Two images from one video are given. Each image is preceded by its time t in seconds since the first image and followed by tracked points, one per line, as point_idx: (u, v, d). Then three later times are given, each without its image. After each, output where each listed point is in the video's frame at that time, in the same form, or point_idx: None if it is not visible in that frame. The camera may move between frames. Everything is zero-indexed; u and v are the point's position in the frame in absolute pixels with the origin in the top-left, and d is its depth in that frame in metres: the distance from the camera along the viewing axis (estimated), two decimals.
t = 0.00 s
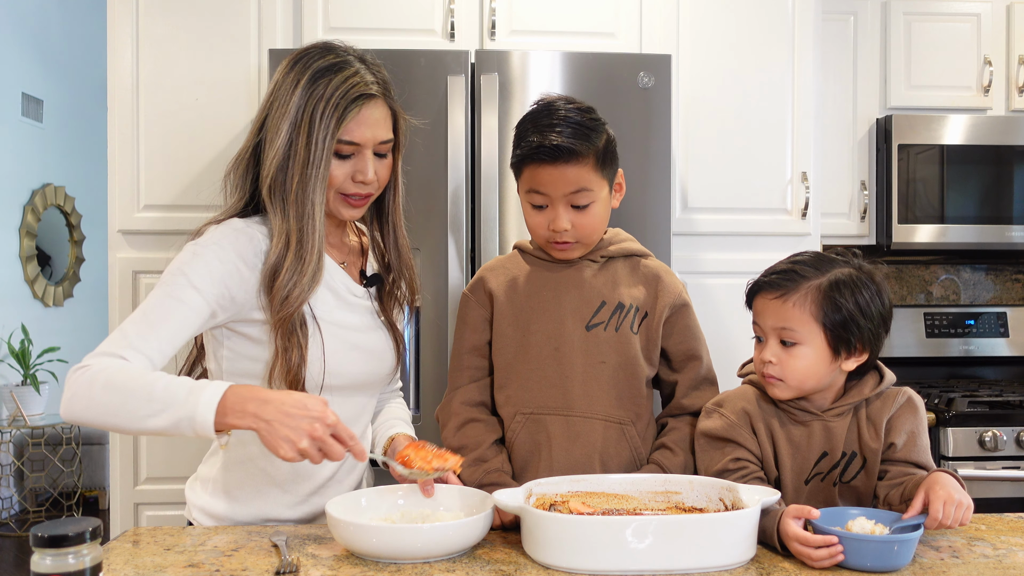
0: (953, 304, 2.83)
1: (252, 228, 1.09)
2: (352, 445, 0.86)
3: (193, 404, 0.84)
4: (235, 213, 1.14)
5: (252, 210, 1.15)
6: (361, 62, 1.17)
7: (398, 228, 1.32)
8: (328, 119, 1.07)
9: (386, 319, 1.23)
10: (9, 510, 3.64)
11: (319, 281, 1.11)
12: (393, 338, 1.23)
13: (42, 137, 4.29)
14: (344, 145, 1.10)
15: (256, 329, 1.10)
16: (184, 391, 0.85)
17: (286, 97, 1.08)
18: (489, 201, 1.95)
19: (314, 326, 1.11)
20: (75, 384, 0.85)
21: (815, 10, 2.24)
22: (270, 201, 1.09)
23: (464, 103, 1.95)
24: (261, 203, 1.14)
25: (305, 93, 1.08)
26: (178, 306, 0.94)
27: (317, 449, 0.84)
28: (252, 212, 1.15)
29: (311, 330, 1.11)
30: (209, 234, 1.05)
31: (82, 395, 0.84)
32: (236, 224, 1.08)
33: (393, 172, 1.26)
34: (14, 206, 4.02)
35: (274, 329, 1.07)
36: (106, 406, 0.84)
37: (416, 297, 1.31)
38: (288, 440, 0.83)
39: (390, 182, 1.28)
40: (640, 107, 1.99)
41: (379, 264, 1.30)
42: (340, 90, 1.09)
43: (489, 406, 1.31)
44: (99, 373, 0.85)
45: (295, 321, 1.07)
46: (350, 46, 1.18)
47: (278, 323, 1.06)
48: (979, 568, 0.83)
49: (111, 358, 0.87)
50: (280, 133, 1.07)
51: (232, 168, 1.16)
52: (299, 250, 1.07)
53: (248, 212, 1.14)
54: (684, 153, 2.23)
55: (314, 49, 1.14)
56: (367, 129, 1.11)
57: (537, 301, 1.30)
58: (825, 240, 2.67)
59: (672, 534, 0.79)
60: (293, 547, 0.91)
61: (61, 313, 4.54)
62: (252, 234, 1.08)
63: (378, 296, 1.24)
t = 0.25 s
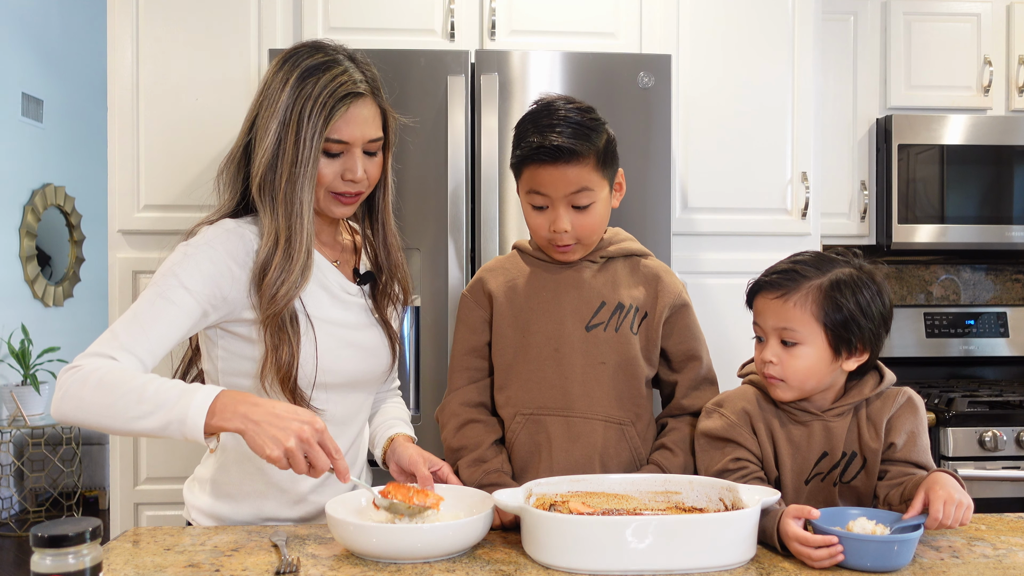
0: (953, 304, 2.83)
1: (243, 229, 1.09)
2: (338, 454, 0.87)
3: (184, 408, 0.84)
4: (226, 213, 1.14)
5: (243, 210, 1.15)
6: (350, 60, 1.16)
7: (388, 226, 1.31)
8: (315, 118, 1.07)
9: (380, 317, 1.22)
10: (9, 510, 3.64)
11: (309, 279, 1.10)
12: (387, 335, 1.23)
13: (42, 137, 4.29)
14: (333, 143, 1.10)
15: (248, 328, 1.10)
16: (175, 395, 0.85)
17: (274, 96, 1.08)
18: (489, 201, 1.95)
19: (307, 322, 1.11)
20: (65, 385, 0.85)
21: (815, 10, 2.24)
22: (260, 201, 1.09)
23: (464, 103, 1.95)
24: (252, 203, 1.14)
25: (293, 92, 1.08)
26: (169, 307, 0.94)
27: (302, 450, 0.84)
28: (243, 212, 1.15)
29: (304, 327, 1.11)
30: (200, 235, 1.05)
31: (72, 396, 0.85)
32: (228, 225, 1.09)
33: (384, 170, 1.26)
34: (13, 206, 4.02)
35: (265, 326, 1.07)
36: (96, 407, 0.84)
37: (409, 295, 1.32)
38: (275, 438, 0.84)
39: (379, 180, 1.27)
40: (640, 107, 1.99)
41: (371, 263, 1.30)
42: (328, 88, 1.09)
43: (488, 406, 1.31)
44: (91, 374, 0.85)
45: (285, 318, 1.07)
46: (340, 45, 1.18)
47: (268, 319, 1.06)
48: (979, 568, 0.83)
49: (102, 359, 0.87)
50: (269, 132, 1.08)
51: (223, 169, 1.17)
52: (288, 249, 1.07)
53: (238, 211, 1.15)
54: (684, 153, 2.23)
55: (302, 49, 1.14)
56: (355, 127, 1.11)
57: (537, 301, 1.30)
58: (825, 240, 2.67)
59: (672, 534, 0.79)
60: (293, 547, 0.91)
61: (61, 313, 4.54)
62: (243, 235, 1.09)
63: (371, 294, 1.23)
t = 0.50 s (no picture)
0: (953, 304, 2.83)
1: (240, 229, 1.09)
2: (348, 432, 0.87)
3: (193, 402, 0.86)
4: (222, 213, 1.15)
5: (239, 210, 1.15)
6: (344, 59, 1.16)
7: (384, 227, 1.31)
8: (310, 118, 1.07)
9: (378, 315, 1.22)
10: (8, 510, 3.64)
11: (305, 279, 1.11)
12: (386, 334, 1.22)
13: (42, 137, 4.29)
14: (328, 143, 1.11)
15: (244, 328, 1.10)
16: (183, 390, 0.87)
17: (269, 96, 1.08)
18: (488, 201, 1.94)
19: (304, 322, 1.11)
20: (68, 385, 0.86)
21: (815, 10, 2.24)
22: (255, 201, 1.09)
23: (464, 103, 1.95)
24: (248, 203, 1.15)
25: (287, 92, 1.08)
26: (166, 308, 0.95)
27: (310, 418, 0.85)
28: (239, 213, 1.15)
29: (300, 326, 1.11)
30: (196, 236, 1.05)
31: (74, 396, 0.86)
32: (225, 225, 1.09)
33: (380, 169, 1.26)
34: (13, 206, 4.02)
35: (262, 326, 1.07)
36: (101, 405, 0.85)
37: (406, 294, 1.32)
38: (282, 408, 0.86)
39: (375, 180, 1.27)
40: (640, 107, 1.99)
41: (367, 262, 1.30)
42: (323, 88, 1.08)
43: (489, 406, 1.31)
44: (94, 373, 0.86)
45: (281, 317, 1.07)
46: (333, 44, 1.18)
47: (264, 318, 1.06)
48: (979, 569, 0.83)
49: (105, 360, 0.88)
50: (264, 132, 1.08)
51: (218, 169, 1.17)
52: (284, 249, 1.08)
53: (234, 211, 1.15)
54: (684, 153, 2.23)
55: (296, 48, 1.14)
56: (350, 127, 1.11)
57: (537, 302, 1.30)
58: (825, 240, 2.67)
59: (672, 534, 0.79)
60: (293, 547, 0.91)
61: (61, 313, 4.54)
62: (240, 235, 1.08)
63: (369, 293, 1.23)
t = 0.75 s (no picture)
0: (953, 304, 2.83)
1: (239, 230, 1.09)
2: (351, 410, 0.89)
3: (194, 401, 0.87)
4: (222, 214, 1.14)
5: (239, 211, 1.15)
6: (342, 58, 1.16)
7: (383, 225, 1.31)
8: (310, 117, 1.07)
9: (378, 315, 1.22)
10: (8, 510, 3.64)
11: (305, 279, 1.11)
12: (385, 333, 1.23)
13: (42, 137, 4.29)
14: (327, 142, 1.11)
15: (244, 328, 1.10)
16: (184, 389, 0.89)
17: (268, 96, 1.08)
18: (489, 201, 1.94)
19: (303, 322, 1.11)
20: (68, 385, 0.87)
21: (815, 10, 2.24)
22: (255, 201, 1.09)
23: (464, 103, 1.95)
24: (247, 204, 1.14)
25: (286, 91, 1.08)
26: (164, 309, 0.95)
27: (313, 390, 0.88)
28: (239, 213, 1.15)
29: (300, 327, 1.11)
30: (195, 238, 1.05)
31: (74, 396, 0.87)
32: (223, 226, 1.08)
33: (379, 168, 1.26)
34: (13, 206, 4.02)
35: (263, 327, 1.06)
36: (102, 404, 0.87)
37: (405, 294, 1.32)
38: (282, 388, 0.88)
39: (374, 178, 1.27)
40: (640, 107, 1.99)
41: (367, 262, 1.30)
42: (322, 87, 1.09)
43: (489, 406, 1.31)
44: (96, 373, 0.87)
45: (281, 317, 1.07)
46: (331, 43, 1.18)
47: (265, 318, 1.06)
48: (979, 568, 0.83)
49: (105, 360, 0.89)
50: (263, 132, 1.07)
51: (217, 171, 1.16)
52: (284, 249, 1.08)
53: (234, 212, 1.15)
54: (683, 153, 2.23)
55: (294, 48, 1.13)
56: (349, 126, 1.12)
57: (538, 302, 1.30)
58: (825, 240, 2.67)
59: (672, 534, 0.79)
60: (293, 547, 0.91)
61: (60, 313, 4.54)
62: (239, 235, 1.08)
63: (369, 292, 1.23)
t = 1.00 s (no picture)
0: (953, 304, 2.83)
1: (241, 230, 1.09)
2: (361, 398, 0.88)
3: (207, 406, 0.87)
4: (225, 215, 1.14)
5: (242, 211, 1.15)
6: (342, 57, 1.16)
7: (384, 222, 1.31)
8: (314, 116, 1.08)
9: (378, 315, 1.22)
10: (8, 510, 3.65)
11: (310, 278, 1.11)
12: (384, 331, 1.23)
13: (42, 137, 4.29)
14: (331, 140, 1.11)
15: (247, 328, 1.10)
16: (196, 394, 0.88)
17: (270, 96, 1.08)
18: (489, 200, 1.94)
19: (303, 320, 1.11)
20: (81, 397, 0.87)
21: (815, 10, 2.24)
22: (259, 201, 1.09)
23: (464, 103, 1.95)
24: (251, 205, 1.14)
25: (288, 91, 1.08)
26: (171, 313, 0.95)
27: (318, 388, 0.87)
28: (240, 213, 1.15)
29: (302, 328, 1.11)
30: (196, 239, 1.04)
31: (89, 408, 0.86)
32: (225, 226, 1.08)
33: (380, 166, 1.26)
34: (13, 206, 4.02)
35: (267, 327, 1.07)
36: (118, 415, 0.86)
37: (405, 292, 1.32)
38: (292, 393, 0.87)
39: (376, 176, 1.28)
40: (640, 107, 1.99)
41: (367, 261, 1.30)
42: (324, 86, 1.09)
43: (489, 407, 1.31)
44: (107, 383, 0.87)
45: (286, 317, 1.07)
46: (330, 43, 1.18)
47: (269, 319, 1.06)
48: (979, 569, 0.83)
49: (117, 368, 0.89)
50: (266, 132, 1.07)
51: (219, 172, 1.16)
52: (289, 248, 1.08)
53: (237, 212, 1.15)
54: (683, 153, 2.23)
55: (293, 47, 1.13)
56: (353, 124, 1.12)
57: (539, 301, 1.30)
58: (825, 241, 2.67)
59: (672, 534, 0.79)
60: (292, 547, 0.91)
61: (60, 313, 4.54)
62: (241, 236, 1.08)
63: (369, 292, 1.23)
